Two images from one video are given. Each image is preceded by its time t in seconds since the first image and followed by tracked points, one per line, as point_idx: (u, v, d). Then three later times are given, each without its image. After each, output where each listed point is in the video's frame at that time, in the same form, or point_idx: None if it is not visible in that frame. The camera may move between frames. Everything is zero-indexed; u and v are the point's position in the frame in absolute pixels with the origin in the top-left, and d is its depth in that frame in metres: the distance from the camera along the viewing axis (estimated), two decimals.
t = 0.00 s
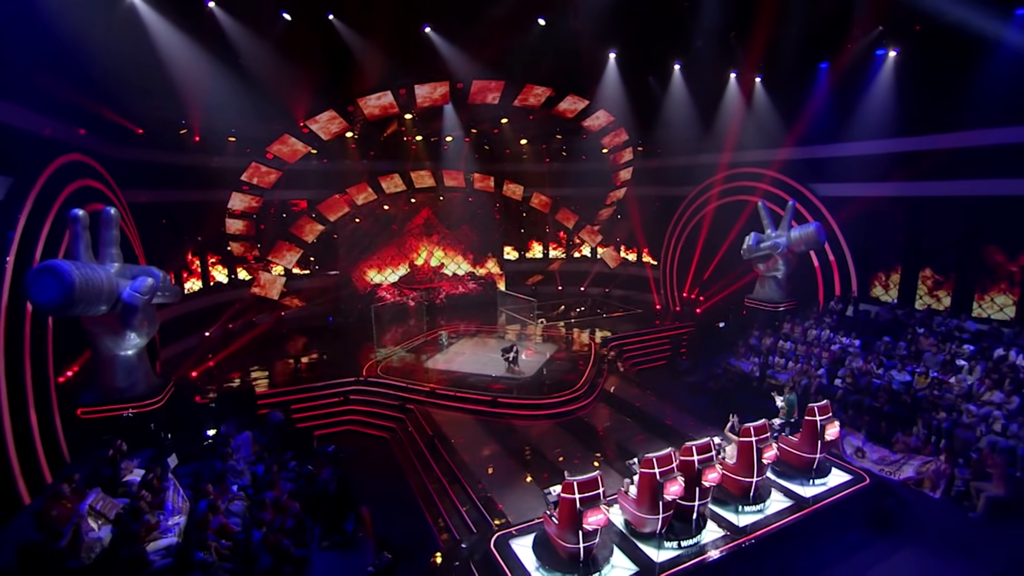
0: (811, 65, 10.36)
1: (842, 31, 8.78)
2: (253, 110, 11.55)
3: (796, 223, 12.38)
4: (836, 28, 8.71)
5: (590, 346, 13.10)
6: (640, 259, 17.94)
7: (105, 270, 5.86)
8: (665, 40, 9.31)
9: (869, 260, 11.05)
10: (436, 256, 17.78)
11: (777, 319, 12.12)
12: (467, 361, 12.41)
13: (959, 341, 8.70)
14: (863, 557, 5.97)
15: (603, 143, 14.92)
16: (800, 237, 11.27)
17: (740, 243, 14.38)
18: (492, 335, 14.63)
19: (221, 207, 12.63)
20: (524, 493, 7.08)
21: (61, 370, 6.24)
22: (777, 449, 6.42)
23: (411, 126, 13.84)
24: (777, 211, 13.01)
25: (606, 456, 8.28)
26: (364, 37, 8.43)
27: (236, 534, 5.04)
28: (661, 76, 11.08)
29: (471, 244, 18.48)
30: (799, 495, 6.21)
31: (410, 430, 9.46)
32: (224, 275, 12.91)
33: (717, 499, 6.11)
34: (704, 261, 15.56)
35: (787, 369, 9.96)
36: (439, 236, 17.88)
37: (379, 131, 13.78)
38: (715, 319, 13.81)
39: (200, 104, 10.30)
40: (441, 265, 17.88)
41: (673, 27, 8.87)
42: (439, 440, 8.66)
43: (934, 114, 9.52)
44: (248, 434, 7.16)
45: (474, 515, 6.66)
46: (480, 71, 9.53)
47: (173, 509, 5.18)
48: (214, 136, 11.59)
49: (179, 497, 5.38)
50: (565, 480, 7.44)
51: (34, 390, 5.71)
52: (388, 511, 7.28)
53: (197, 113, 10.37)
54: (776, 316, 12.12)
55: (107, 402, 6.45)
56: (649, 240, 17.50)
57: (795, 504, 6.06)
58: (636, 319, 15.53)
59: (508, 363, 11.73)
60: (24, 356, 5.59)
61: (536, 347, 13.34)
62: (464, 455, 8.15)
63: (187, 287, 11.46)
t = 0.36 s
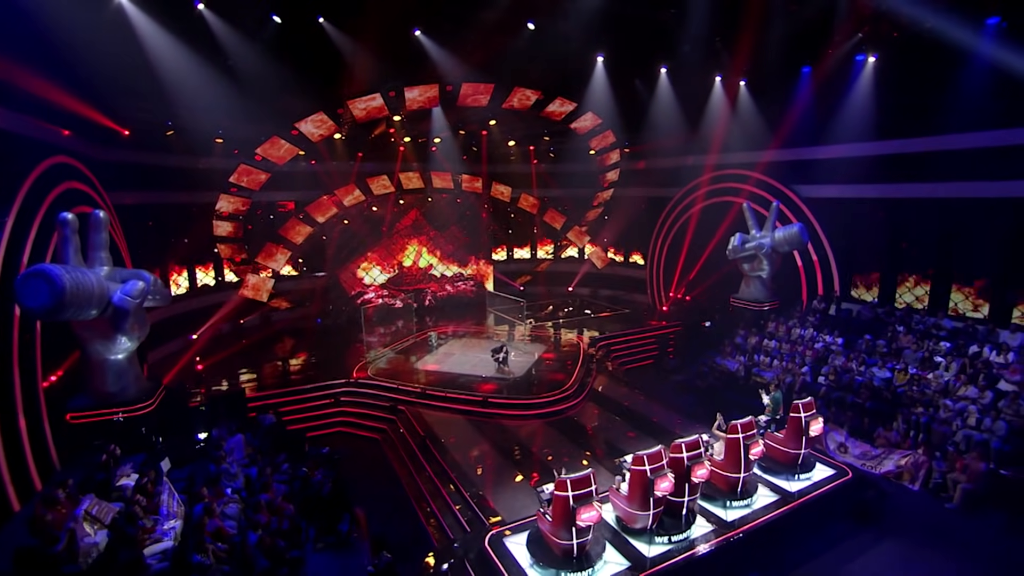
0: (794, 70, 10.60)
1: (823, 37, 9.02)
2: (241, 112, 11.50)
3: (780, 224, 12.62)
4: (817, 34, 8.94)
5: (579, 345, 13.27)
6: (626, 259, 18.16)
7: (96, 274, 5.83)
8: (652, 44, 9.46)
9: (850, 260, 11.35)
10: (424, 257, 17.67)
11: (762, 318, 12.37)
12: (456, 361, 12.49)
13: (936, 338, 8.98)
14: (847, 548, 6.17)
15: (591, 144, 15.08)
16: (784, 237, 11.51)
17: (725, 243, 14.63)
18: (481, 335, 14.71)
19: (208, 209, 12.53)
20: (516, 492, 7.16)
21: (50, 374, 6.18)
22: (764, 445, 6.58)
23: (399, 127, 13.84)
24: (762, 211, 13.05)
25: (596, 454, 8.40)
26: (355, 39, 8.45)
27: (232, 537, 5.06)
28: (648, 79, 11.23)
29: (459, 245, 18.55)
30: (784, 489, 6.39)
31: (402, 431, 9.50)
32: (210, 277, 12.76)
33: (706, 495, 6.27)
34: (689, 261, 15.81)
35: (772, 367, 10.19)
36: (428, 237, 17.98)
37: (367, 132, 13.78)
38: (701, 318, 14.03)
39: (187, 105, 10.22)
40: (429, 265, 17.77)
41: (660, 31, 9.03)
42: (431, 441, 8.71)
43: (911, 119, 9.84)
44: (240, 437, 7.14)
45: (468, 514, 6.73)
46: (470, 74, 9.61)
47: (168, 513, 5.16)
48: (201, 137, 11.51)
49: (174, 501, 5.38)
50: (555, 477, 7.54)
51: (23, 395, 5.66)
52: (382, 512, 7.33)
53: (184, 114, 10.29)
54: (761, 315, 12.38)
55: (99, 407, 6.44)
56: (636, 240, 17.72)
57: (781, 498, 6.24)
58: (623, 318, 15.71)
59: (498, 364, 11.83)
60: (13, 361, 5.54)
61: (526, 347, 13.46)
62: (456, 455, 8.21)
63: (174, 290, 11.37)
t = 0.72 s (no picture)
0: (789, 71, 10.66)
1: (817, 40, 9.09)
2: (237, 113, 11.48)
3: (774, 224, 12.72)
4: (811, 36, 9.01)
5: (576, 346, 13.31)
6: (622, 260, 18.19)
7: (92, 275, 5.81)
8: (648, 45, 9.51)
9: (844, 260, 11.45)
10: (422, 256, 17.65)
11: (756, 318, 12.45)
12: (452, 362, 12.46)
13: (928, 337, 9.08)
14: (841, 545, 6.24)
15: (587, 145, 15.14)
16: (778, 238, 11.57)
17: (720, 243, 14.71)
18: (477, 336, 14.72)
19: (204, 209, 12.49)
20: (513, 492, 7.18)
21: (45, 376, 6.15)
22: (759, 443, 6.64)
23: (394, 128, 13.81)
24: (756, 212, 13.30)
25: (592, 454, 8.43)
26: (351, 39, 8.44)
27: (231, 538, 5.07)
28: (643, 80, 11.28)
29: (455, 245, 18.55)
30: (779, 488, 6.44)
31: (399, 431, 9.51)
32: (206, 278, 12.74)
33: (702, 494, 6.31)
34: (685, 261, 15.89)
35: (766, 367, 10.27)
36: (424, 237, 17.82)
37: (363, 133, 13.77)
38: (696, 318, 14.09)
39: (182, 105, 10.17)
40: (427, 265, 17.79)
41: (656, 33, 9.10)
42: (428, 441, 8.72)
43: (903, 121, 9.94)
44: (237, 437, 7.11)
45: (466, 514, 6.76)
46: (466, 75, 9.63)
47: (166, 514, 5.10)
48: (196, 137, 11.47)
49: (172, 501, 5.38)
50: (552, 477, 7.58)
51: (19, 397, 5.64)
52: (380, 512, 7.34)
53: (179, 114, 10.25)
54: (755, 316, 12.47)
55: (94, 408, 6.37)
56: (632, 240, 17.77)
57: (776, 497, 6.30)
58: (619, 318, 15.75)
59: (494, 364, 11.82)
60: (7, 362, 5.51)
61: (523, 348, 13.47)
62: (453, 455, 8.22)
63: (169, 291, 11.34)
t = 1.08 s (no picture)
0: (792, 69, 10.60)
1: (820, 36, 9.02)
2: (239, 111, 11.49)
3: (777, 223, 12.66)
4: (814, 33, 8.95)
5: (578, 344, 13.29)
6: (624, 259, 18.16)
7: (92, 273, 5.80)
8: (650, 43, 9.46)
9: (849, 258, 11.35)
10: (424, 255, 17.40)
11: (760, 318, 12.44)
12: (453, 361, 12.48)
13: (934, 337, 8.99)
14: (844, 545, 6.19)
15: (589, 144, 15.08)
16: (782, 236, 11.49)
17: (723, 242, 14.66)
18: (480, 335, 14.68)
19: (206, 209, 12.51)
20: (515, 491, 7.17)
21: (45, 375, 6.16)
22: (762, 443, 6.59)
23: (396, 127, 13.78)
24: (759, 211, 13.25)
25: (595, 454, 8.40)
26: (353, 37, 8.49)
27: (231, 537, 5.05)
28: (645, 77, 11.28)
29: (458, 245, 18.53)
30: (783, 488, 6.39)
31: (402, 429, 9.50)
32: (209, 277, 12.79)
33: (704, 493, 6.27)
34: (687, 260, 15.84)
35: (768, 366, 10.22)
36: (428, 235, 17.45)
37: (365, 132, 13.75)
38: (700, 318, 14.02)
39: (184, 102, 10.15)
40: (429, 264, 17.54)
41: (658, 31, 9.06)
42: (430, 440, 8.66)
43: (908, 117, 9.85)
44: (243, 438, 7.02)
45: (466, 515, 6.72)
46: (468, 73, 9.62)
47: (169, 513, 5.05)
48: (198, 137, 11.50)
49: (173, 500, 5.37)
50: (553, 476, 7.55)
51: (19, 396, 5.64)
52: (382, 511, 7.34)
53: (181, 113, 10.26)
54: (759, 315, 12.44)
55: (95, 407, 6.31)
56: (635, 239, 17.69)
57: (779, 496, 6.25)
58: (622, 318, 15.70)
59: (497, 363, 11.79)
60: (8, 360, 5.52)
61: (527, 347, 13.41)
62: (455, 455, 8.16)
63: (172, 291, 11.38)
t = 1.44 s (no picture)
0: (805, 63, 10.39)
1: (834, 29, 8.83)
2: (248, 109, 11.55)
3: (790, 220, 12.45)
4: (826, 26, 8.77)
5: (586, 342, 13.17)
6: (633, 258, 17.99)
7: (98, 268, 5.83)
8: (659, 37, 9.33)
9: (863, 256, 11.12)
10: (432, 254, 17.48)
11: (771, 317, 12.24)
12: (460, 358, 12.45)
13: (951, 336, 8.76)
14: (857, 549, 6.02)
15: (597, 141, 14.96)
16: (794, 234, 11.29)
17: (734, 240, 14.46)
18: (488, 334, 14.62)
19: (216, 207, 12.59)
20: (520, 490, 7.11)
21: (52, 370, 6.20)
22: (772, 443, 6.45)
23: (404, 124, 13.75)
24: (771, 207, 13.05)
25: (603, 454, 8.29)
26: (359, 33, 8.48)
27: (232, 533, 5.05)
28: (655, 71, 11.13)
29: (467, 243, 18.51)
30: (794, 490, 6.23)
31: (407, 426, 9.47)
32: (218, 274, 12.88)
33: (712, 494, 6.14)
34: (698, 258, 15.65)
35: (780, 365, 10.03)
36: (437, 234, 17.53)
37: (374, 130, 13.76)
38: (710, 316, 13.83)
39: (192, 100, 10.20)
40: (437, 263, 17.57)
41: (666, 25, 8.92)
42: (435, 438, 8.60)
43: (924, 111, 9.60)
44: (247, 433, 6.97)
45: (470, 513, 6.66)
46: (474, 69, 9.56)
47: (170, 508, 5.09)
48: (208, 134, 11.57)
49: (176, 495, 5.37)
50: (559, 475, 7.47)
51: (26, 390, 5.68)
52: (387, 508, 7.31)
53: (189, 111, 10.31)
54: (771, 314, 12.24)
55: (101, 401, 6.35)
56: (645, 238, 17.51)
57: (790, 498, 6.10)
58: (632, 316, 15.55)
59: (504, 361, 11.73)
60: (15, 354, 5.56)
61: (535, 345, 13.32)
62: (461, 454, 8.09)
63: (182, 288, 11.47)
